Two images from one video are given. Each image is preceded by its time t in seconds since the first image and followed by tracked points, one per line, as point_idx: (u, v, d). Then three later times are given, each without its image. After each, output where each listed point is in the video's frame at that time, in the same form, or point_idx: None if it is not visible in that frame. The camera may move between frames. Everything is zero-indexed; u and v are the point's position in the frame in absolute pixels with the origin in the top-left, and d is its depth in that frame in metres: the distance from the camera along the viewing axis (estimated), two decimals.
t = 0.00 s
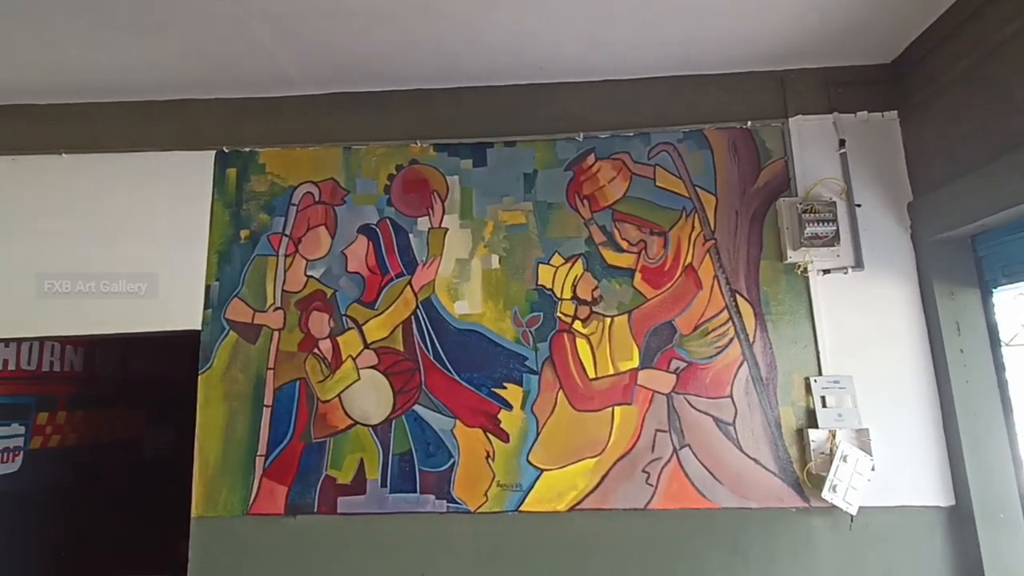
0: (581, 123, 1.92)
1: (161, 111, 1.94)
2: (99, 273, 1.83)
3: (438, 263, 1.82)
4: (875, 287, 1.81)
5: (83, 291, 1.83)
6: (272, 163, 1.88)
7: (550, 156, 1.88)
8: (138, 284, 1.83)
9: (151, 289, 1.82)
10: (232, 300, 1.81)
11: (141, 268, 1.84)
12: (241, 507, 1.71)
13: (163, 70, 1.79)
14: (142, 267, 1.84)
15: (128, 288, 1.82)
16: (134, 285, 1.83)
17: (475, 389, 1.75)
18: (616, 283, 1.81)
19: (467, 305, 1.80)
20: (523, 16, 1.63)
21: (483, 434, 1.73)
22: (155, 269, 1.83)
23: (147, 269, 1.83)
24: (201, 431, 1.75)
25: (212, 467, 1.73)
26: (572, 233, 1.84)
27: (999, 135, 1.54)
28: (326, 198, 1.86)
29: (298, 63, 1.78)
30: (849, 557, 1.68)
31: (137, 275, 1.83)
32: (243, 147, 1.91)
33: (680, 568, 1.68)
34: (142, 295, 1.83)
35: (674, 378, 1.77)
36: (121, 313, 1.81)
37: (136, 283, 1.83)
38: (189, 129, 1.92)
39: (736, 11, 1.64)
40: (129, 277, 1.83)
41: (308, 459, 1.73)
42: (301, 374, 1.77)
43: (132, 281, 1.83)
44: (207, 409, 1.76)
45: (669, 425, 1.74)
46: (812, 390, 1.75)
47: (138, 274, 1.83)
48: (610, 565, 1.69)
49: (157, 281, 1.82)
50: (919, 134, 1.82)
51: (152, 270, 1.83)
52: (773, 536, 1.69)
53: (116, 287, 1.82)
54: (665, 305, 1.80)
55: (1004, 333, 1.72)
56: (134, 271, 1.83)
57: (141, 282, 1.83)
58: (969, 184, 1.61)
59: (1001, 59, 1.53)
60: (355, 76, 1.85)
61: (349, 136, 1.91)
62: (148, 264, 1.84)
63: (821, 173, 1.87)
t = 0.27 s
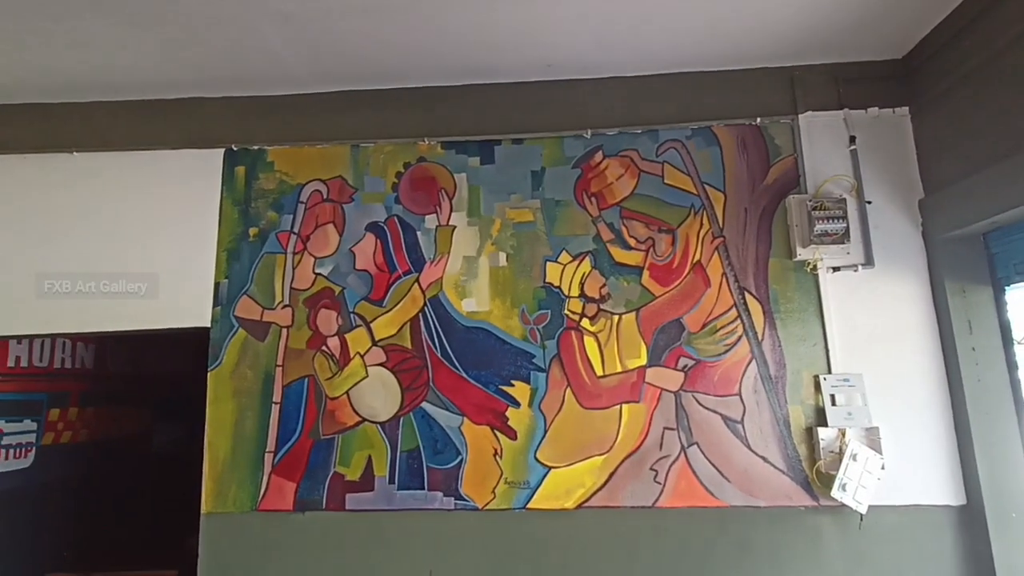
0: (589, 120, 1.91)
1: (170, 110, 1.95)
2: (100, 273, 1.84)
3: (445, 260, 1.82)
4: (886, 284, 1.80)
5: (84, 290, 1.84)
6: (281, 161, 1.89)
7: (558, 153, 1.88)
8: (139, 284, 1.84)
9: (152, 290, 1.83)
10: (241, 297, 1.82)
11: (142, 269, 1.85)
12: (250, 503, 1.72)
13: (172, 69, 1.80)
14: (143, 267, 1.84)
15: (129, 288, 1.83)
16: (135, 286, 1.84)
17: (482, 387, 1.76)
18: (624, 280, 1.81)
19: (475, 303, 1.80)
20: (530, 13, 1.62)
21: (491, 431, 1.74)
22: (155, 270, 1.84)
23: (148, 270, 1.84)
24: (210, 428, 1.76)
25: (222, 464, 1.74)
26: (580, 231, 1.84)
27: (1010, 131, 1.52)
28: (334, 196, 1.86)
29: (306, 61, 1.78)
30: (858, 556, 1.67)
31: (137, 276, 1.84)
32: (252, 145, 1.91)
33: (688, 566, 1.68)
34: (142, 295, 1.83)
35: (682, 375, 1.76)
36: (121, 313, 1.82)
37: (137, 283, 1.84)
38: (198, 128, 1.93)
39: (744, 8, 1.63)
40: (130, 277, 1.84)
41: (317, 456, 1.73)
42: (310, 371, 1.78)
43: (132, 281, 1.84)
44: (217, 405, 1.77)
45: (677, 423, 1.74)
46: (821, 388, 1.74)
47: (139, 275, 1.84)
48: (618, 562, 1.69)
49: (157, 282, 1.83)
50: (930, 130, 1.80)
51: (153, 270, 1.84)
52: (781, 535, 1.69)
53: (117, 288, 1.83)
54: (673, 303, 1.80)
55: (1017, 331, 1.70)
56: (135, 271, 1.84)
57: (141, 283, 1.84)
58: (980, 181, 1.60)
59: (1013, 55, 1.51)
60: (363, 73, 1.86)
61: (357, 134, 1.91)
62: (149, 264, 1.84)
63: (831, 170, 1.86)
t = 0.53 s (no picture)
0: (595, 122, 1.91)
1: (178, 113, 1.96)
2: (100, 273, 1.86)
3: (452, 262, 1.83)
4: (894, 287, 1.79)
5: (84, 290, 1.86)
6: (289, 163, 1.90)
7: (564, 155, 1.88)
8: (139, 284, 1.85)
9: (151, 289, 1.85)
10: (249, 299, 1.83)
11: (142, 269, 1.86)
12: (258, 504, 1.73)
13: (181, 71, 1.81)
14: (143, 267, 1.86)
15: (129, 288, 1.85)
16: (135, 286, 1.85)
17: (488, 388, 1.76)
18: (631, 283, 1.81)
19: (481, 305, 1.80)
20: (538, 15, 1.62)
21: (496, 432, 1.74)
22: (155, 270, 1.86)
23: (148, 270, 1.86)
24: (219, 428, 1.77)
25: (230, 464, 1.75)
26: (586, 233, 1.84)
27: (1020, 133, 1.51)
28: (341, 198, 1.87)
29: (314, 63, 1.79)
30: (866, 559, 1.67)
31: (137, 276, 1.86)
32: (260, 147, 1.92)
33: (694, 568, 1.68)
34: (142, 295, 1.85)
35: (689, 378, 1.76)
36: (121, 313, 1.83)
37: (137, 283, 1.85)
38: (206, 130, 1.95)
39: (751, 9, 1.63)
40: (129, 278, 1.86)
41: (323, 457, 1.74)
42: (317, 372, 1.78)
43: (132, 281, 1.85)
44: (225, 406, 1.78)
45: (684, 425, 1.74)
46: (829, 391, 1.73)
47: (139, 275, 1.86)
48: (624, 564, 1.69)
49: (157, 281, 1.85)
50: (939, 131, 1.79)
51: (153, 270, 1.86)
52: (788, 538, 1.68)
53: (117, 288, 1.85)
54: (679, 305, 1.80)
55: None
56: (134, 271, 1.86)
57: (141, 283, 1.85)
58: (989, 183, 1.59)
59: None
60: (371, 76, 1.86)
61: (364, 136, 1.92)
62: (149, 264, 1.86)
63: (839, 172, 1.85)
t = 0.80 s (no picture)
0: (604, 124, 1.92)
1: (190, 117, 1.98)
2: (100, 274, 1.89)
3: (460, 264, 1.83)
4: (905, 289, 1.78)
5: (84, 290, 1.88)
6: (299, 166, 1.91)
7: (572, 157, 1.89)
8: (138, 284, 1.87)
9: (150, 289, 1.86)
10: (259, 301, 1.84)
11: (141, 269, 1.88)
12: (268, 504, 1.74)
13: (192, 77, 1.83)
14: (143, 268, 1.88)
15: (129, 288, 1.87)
16: (134, 286, 1.87)
17: (497, 390, 1.76)
18: (639, 284, 1.81)
19: (489, 307, 1.81)
20: (546, 19, 1.62)
21: (505, 434, 1.74)
22: (155, 270, 1.87)
23: (147, 270, 1.88)
24: (229, 430, 1.78)
25: (240, 465, 1.76)
26: (595, 235, 1.84)
27: None
28: (350, 201, 1.88)
29: (324, 68, 1.80)
30: (877, 563, 1.66)
31: (137, 276, 1.88)
32: (270, 150, 1.94)
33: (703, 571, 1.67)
34: (141, 295, 1.87)
35: (698, 380, 1.76)
36: (122, 313, 1.85)
37: (136, 283, 1.87)
38: (217, 134, 1.97)
39: (760, 12, 1.62)
40: (129, 278, 1.88)
41: (332, 458, 1.75)
42: (326, 374, 1.79)
43: (132, 281, 1.88)
44: (235, 407, 1.79)
45: (692, 428, 1.73)
46: (839, 393, 1.72)
47: (138, 275, 1.88)
48: (632, 567, 1.69)
49: (156, 281, 1.87)
50: (951, 133, 1.78)
51: (152, 270, 1.88)
52: (798, 542, 1.67)
53: (117, 288, 1.87)
54: (688, 307, 1.79)
55: None
56: (134, 271, 1.88)
57: (140, 283, 1.87)
58: (1001, 185, 1.57)
59: None
60: (380, 80, 1.87)
61: (374, 139, 1.93)
62: (148, 265, 1.88)
63: (849, 173, 1.84)
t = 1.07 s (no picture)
0: (614, 126, 1.91)
1: (203, 121, 2.00)
2: (101, 274, 1.91)
3: (471, 266, 1.84)
4: (920, 290, 1.76)
5: (85, 291, 1.91)
6: (311, 170, 1.93)
7: (582, 159, 1.89)
8: (139, 284, 1.90)
9: (151, 289, 1.89)
10: (272, 303, 1.86)
11: (142, 269, 1.91)
12: (280, 505, 1.75)
13: (205, 82, 1.85)
14: (143, 268, 1.91)
15: (129, 288, 1.89)
16: (135, 285, 1.90)
17: (508, 391, 1.77)
18: (650, 286, 1.81)
19: (500, 308, 1.81)
20: (555, 21, 1.63)
21: (516, 436, 1.74)
22: (167, 272, 1.90)
23: (147, 270, 1.90)
24: (242, 430, 1.80)
25: (253, 466, 1.78)
26: (605, 236, 1.84)
27: None
28: (361, 203, 1.89)
29: (335, 72, 1.81)
30: (892, 566, 1.64)
31: (137, 276, 1.90)
32: (283, 154, 1.95)
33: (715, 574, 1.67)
34: (142, 294, 1.90)
35: (709, 381, 1.75)
36: (122, 312, 1.88)
37: (137, 283, 1.90)
38: (230, 138, 1.98)
39: (771, 12, 1.62)
40: (130, 278, 1.90)
41: (344, 459, 1.76)
42: (337, 375, 1.80)
43: (132, 281, 1.90)
44: (248, 408, 1.81)
45: (704, 429, 1.73)
46: (852, 395, 1.71)
47: (139, 275, 1.90)
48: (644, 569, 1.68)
49: (156, 281, 1.89)
50: (965, 132, 1.76)
51: (153, 270, 1.90)
52: (811, 545, 1.66)
53: (118, 288, 1.90)
54: (699, 308, 1.79)
55: None
56: (134, 271, 1.90)
57: (141, 283, 1.90)
58: (1016, 185, 1.56)
59: None
60: (391, 83, 1.88)
61: (384, 142, 1.94)
62: (149, 265, 1.91)
63: (862, 173, 1.83)
